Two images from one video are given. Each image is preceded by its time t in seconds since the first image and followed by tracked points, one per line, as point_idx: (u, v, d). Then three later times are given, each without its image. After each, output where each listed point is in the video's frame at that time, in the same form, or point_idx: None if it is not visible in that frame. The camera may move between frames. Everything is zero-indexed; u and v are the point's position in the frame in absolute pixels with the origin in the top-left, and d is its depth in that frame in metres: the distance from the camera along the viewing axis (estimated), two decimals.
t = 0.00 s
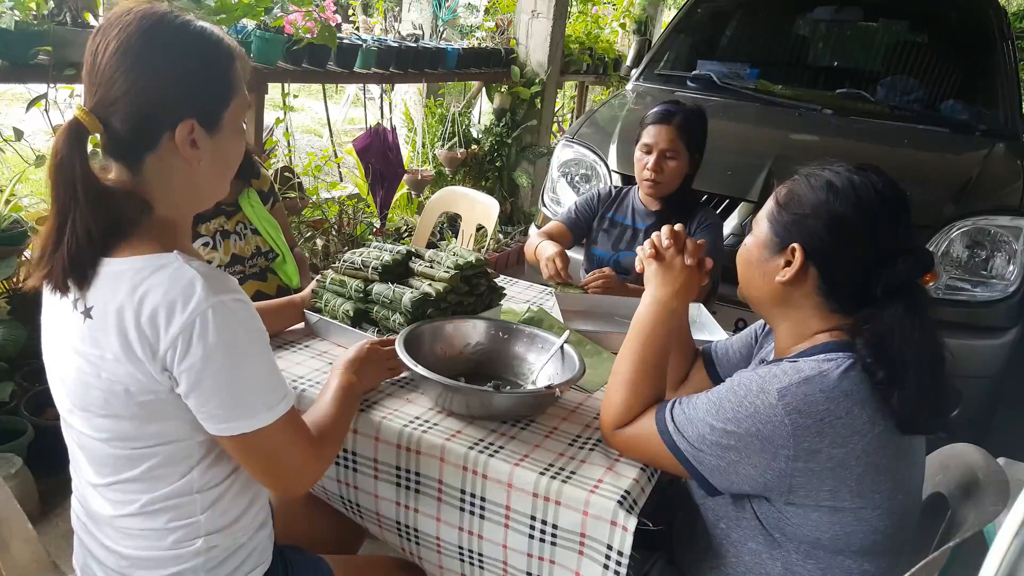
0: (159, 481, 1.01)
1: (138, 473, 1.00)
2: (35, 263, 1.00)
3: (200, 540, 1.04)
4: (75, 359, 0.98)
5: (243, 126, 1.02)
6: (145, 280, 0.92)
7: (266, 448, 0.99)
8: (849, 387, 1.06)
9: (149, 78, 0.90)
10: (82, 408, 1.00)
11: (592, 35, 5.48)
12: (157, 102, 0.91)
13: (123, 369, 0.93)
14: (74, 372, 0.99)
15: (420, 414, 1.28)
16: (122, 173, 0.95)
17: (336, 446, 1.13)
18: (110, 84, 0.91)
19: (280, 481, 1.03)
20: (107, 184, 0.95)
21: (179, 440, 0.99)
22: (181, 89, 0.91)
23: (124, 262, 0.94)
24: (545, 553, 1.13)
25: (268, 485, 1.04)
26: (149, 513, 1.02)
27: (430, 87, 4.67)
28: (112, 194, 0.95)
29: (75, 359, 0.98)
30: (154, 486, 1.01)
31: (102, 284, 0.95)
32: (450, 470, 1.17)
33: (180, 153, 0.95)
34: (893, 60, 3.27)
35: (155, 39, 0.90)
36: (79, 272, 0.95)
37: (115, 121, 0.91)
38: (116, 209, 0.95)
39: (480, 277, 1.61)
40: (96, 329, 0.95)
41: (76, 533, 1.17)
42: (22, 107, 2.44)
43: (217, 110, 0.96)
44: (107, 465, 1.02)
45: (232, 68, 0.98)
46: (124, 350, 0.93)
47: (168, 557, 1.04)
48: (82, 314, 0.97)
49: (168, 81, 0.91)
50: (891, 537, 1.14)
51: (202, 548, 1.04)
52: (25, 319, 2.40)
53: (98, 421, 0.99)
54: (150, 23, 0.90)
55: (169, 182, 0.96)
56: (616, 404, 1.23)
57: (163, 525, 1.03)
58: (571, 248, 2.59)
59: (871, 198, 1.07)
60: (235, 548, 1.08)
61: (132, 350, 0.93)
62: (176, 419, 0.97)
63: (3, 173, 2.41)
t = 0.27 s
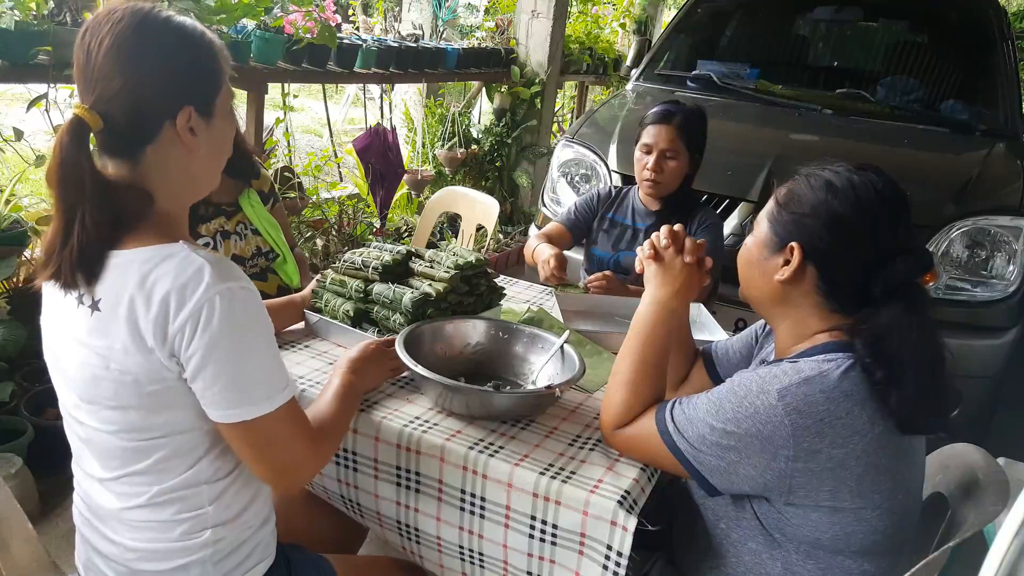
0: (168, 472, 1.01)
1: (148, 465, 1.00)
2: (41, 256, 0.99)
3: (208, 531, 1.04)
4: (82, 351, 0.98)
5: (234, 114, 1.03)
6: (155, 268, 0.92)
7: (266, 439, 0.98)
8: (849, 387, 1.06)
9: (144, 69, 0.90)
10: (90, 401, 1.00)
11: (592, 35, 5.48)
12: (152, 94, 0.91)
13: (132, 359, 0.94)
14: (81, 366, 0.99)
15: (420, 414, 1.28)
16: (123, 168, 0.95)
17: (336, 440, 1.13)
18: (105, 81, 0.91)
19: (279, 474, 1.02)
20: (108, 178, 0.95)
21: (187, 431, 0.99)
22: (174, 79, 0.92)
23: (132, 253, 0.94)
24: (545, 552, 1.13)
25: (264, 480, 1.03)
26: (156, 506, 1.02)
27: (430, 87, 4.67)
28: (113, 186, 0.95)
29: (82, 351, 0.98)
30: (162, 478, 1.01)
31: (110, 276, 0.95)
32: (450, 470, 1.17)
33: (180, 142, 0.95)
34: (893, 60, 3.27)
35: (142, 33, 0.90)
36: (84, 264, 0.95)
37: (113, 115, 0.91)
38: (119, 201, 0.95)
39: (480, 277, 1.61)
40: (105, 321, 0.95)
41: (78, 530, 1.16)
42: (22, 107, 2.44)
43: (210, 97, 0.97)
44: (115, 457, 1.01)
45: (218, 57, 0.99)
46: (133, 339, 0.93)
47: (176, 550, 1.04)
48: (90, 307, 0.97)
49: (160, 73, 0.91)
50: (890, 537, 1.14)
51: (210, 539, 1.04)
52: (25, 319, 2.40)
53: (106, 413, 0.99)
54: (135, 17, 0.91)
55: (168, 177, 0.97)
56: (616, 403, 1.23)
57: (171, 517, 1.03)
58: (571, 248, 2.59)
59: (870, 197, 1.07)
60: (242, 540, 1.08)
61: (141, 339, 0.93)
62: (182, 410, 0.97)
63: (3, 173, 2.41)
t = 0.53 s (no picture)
0: (169, 464, 1.01)
1: (148, 458, 1.00)
2: (32, 252, 0.98)
3: (207, 527, 1.05)
4: (77, 343, 0.97)
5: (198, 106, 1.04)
6: (149, 249, 0.93)
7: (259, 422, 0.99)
8: (849, 387, 1.06)
9: (115, 60, 0.91)
10: (86, 396, 0.99)
11: (592, 35, 5.48)
12: (126, 85, 0.92)
13: (130, 342, 0.93)
14: (76, 359, 0.98)
15: (420, 414, 1.28)
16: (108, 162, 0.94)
17: (335, 428, 1.14)
18: (78, 80, 0.90)
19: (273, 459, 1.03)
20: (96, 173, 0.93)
21: (185, 420, 0.99)
22: (145, 70, 0.93)
23: (127, 239, 0.94)
24: (546, 552, 1.13)
25: (258, 461, 1.03)
26: (159, 498, 1.02)
27: (430, 87, 4.67)
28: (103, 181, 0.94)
29: (77, 344, 0.97)
30: (164, 469, 1.01)
31: (105, 262, 0.94)
32: (450, 470, 1.17)
33: (160, 129, 0.96)
34: (893, 60, 3.27)
35: (104, 31, 0.91)
36: (77, 255, 0.94)
37: (94, 107, 0.91)
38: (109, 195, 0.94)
39: (480, 277, 1.61)
40: (101, 309, 0.94)
41: (76, 531, 1.15)
42: (22, 107, 2.44)
43: (178, 86, 0.98)
44: (115, 451, 1.01)
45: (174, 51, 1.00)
46: (129, 321, 0.93)
47: (175, 545, 1.03)
48: (84, 299, 0.96)
49: (130, 65, 0.92)
50: (890, 538, 1.14)
51: (209, 535, 1.05)
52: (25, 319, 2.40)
53: (103, 404, 0.98)
54: (92, 18, 0.92)
55: (151, 167, 0.98)
56: (616, 403, 1.23)
57: (171, 512, 1.03)
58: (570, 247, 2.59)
59: (869, 197, 1.07)
60: (241, 536, 1.09)
61: (137, 320, 0.92)
62: (181, 395, 0.97)
63: (3, 173, 2.41)
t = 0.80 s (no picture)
0: (158, 458, 1.01)
1: (135, 453, 1.00)
2: (7, 250, 0.97)
3: (197, 524, 1.05)
4: (61, 337, 0.97)
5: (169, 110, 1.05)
6: (128, 239, 0.93)
7: (241, 407, 0.98)
8: (849, 387, 1.06)
9: (86, 63, 0.92)
10: (72, 392, 0.99)
11: (592, 35, 5.48)
12: (98, 87, 0.92)
13: (111, 332, 0.93)
14: (59, 355, 0.98)
15: (420, 414, 1.28)
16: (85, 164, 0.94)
17: (322, 417, 1.14)
18: (48, 84, 0.91)
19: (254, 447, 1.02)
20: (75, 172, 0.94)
21: (172, 412, 1.00)
22: (115, 71, 0.94)
23: (106, 231, 0.94)
24: (542, 554, 1.13)
25: (245, 449, 1.03)
26: (149, 492, 1.02)
27: (430, 87, 4.67)
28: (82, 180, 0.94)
29: (61, 339, 0.97)
30: (153, 463, 1.01)
31: (86, 254, 0.94)
32: (449, 470, 1.17)
33: (134, 129, 0.97)
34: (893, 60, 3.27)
35: (71, 35, 0.92)
36: (58, 251, 0.94)
37: (69, 109, 0.91)
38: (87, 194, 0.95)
39: (480, 277, 1.61)
40: (83, 301, 0.94)
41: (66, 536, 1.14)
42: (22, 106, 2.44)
43: (149, 88, 0.99)
44: (103, 446, 1.01)
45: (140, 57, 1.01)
46: (109, 311, 0.93)
47: (166, 543, 1.03)
48: (66, 292, 0.96)
49: (99, 67, 0.92)
50: (891, 538, 1.14)
51: (199, 532, 1.05)
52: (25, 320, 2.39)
53: (89, 398, 0.98)
54: (59, 25, 0.93)
55: (130, 167, 0.98)
56: (616, 404, 1.23)
57: (160, 508, 1.02)
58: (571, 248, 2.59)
59: (868, 197, 1.07)
60: (232, 533, 1.09)
61: (117, 309, 0.92)
62: (167, 385, 0.98)
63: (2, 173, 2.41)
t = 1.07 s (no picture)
0: (148, 455, 1.01)
1: (125, 449, 1.00)
2: None
3: (189, 521, 1.05)
4: (48, 336, 0.97)
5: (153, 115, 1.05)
6: (113, 235, 0.93)
7: (238, 402, 0.99)
8: (849, 387, 1.06)
9: (65, 68, 0.92)
10: (60, 391, 0.99)
11: (592, 35, 5.48)
12: (78, 90, 0.93)
13: (99, 328, 0.93)
14: (46, 353, 0.98)
15: (420, 414, 1.28)
16: (66, 168, 0.95)
17: (314, 413, 1.14)
18: (26, 90, 0.92)
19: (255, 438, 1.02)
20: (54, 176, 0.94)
21: (161, 408, 1.00)
22: (94, 76, 0.94)
23: (90, 228, 0.94)
24: (535, 559, 1.12)
25: (241, 444, 1.03)
26: (140, 490, 1.02)
27: (430, 87, 4.67)
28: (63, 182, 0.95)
29: (49, 337, 0.97)
30: (143, 461, 1.01)
31: (70, 251, 0.94)
32: (445, 471, 1.16)
33: (115, 132, 0.97)
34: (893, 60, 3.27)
35: (48, 42, 0.92)
36: (40, 251, 0.94)
37: (48, 114, 0.92)
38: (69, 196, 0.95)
39: (480, 277, 1.61)
40: (70, 298, 0.94)
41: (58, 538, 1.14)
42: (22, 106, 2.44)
43: (130, 93, 0.99)
44: (93, 445, 1.01)
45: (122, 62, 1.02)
46: (96, 307, 0.93)
47: (157, 541, 1.03)
48: (52, 290, 0.96)
49: (77, 72, 0.93)
50: (890, 538, 1.14)
51: (191, 530, 1.05)
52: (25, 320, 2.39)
53: (77, 396, 0.98)
54: (38, 32, 0.93)
55: (113, 168, 0.98)
56: (615, 404, 1.23)
57: (151, 505, 1.02)
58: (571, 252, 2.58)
59: (868, 197, 1.07)
60: (224, 530, 1.09)
61: (104, 305, 0.93)
62: (156, 379, 0.98)
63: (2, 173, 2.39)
